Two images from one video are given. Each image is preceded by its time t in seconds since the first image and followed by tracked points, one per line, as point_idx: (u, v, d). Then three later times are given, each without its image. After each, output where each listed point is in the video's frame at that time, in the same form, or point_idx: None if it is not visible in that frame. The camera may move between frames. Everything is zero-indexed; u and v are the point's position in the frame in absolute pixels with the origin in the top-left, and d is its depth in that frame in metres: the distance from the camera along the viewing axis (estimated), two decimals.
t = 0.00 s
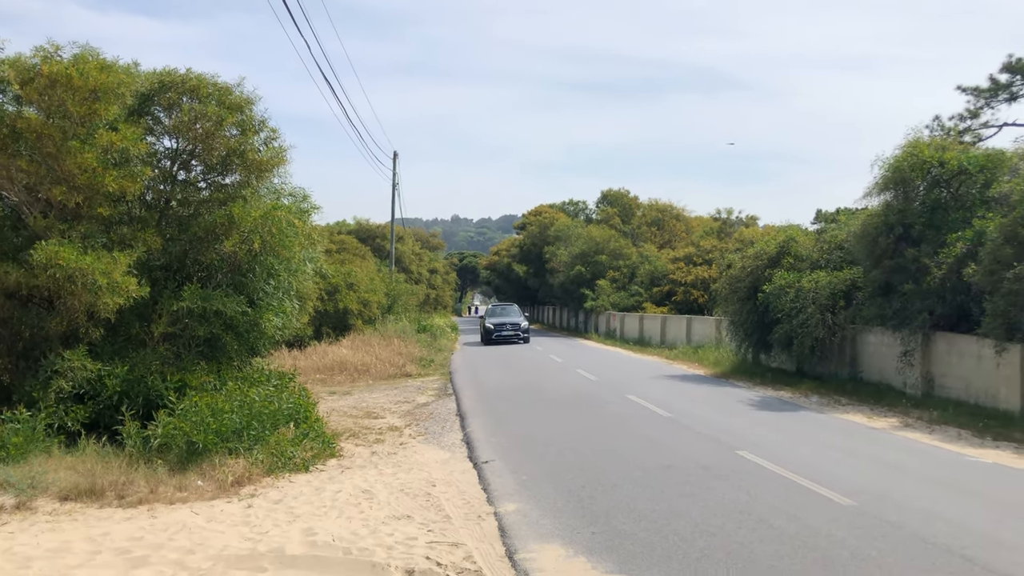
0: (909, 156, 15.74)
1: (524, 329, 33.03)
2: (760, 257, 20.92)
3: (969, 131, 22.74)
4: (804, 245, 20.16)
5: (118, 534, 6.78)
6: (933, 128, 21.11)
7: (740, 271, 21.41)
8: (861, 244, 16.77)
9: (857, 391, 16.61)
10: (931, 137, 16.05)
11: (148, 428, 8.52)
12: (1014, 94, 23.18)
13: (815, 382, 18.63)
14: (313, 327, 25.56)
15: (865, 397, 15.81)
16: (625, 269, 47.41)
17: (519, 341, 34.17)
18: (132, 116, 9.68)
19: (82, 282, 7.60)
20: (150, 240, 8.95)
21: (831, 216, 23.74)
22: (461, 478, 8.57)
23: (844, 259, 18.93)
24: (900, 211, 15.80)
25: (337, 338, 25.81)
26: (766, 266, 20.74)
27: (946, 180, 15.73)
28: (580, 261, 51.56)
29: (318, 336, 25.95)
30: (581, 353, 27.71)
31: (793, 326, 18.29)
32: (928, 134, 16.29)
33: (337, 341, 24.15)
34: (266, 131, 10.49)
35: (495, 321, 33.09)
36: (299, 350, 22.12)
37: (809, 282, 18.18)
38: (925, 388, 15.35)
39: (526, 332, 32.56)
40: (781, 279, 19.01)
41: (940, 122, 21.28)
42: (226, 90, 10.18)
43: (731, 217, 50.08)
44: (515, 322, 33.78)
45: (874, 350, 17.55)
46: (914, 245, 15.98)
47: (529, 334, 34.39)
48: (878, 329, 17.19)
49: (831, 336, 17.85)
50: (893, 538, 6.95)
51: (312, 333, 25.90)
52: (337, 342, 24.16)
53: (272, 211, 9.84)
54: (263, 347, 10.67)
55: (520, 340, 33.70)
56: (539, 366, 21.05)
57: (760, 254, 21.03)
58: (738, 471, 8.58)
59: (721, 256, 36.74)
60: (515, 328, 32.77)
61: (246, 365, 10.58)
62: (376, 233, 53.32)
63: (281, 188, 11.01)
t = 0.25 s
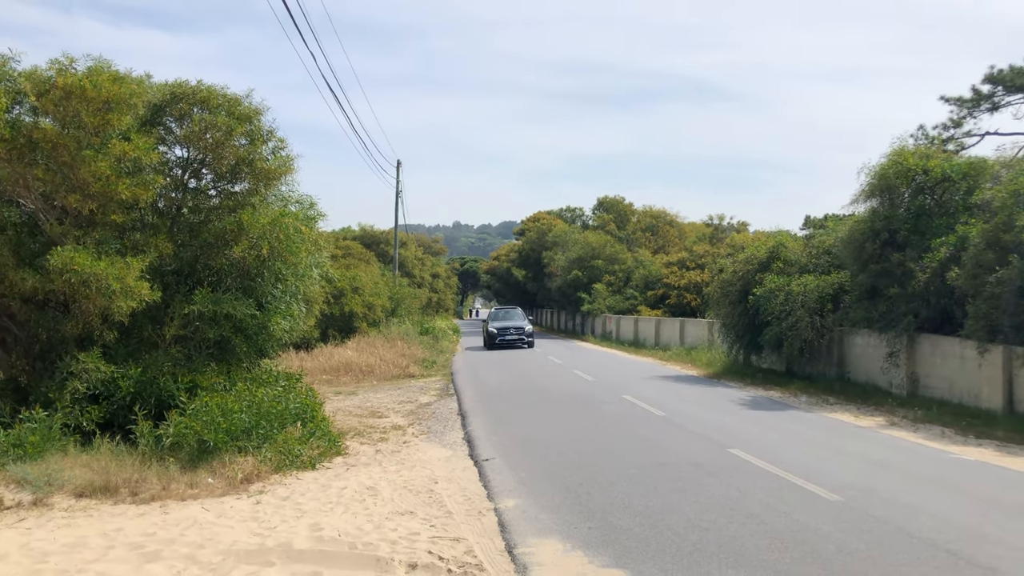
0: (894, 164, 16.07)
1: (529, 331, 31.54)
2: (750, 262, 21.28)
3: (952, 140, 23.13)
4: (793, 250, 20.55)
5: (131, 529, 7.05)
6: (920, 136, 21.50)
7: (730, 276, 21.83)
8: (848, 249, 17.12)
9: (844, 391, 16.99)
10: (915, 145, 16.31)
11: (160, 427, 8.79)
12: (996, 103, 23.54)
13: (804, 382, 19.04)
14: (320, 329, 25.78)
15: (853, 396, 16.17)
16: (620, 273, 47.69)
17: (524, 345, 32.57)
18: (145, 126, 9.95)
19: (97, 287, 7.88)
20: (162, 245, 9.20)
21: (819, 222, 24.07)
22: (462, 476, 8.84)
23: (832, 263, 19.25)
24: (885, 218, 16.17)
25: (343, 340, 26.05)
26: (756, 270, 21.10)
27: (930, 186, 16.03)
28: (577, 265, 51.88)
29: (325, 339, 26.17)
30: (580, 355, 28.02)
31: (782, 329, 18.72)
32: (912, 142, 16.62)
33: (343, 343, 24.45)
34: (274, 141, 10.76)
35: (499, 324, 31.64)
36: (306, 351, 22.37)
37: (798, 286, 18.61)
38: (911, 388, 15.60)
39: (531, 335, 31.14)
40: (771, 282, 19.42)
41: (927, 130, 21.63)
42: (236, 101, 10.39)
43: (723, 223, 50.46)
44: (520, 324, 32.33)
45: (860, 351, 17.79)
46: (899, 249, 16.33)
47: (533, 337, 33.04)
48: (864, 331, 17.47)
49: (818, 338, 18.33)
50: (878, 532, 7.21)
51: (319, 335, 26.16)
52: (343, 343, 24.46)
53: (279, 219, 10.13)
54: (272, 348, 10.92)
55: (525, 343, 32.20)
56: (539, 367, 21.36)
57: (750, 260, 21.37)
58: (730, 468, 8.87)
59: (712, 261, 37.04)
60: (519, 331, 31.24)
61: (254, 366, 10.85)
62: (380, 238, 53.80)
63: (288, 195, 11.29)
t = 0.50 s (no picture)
0: (880, 171, 16.39)
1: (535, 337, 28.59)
2: (742, 266, 21.64)
3: (937, 149, 23.54)
4: (783, 255, 20.92)
5: (144, 525, 7.31)
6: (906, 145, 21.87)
7: (723, 279, 22.20)
8: (837, 253, 17.43)
9: (833, 391, 17.31)
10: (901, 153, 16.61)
11: (171, 427, 9.06)
12: (979, 113, 23.93)
13: (794, 382, 19.41)
14: (326, 331, 26.00)
15: (841, 396, 16.48)
16: (617, 277, 48.08)
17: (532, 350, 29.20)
18: (156, 136, 10.23)
19: (110, 291, 8.15)
20: (173, 251, 9.47)
21: (808, 227, 24.41)
22: (464, 473, 9.11)
23: (821, 268, 19.57)
24: (872, 223, 16.50)
25: (348, 342, 26.28)
26: (747, 274, 21.46)
27: (916, 193, 16.36)
28: (575, 270, 52.18)
29: (330, 341, 26.36)
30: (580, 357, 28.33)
31: (773, 331, 19.08)
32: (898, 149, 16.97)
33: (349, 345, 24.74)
34: (281, 149, 11.03)
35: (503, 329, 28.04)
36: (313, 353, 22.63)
37: (789, 289, 19.00)
38: (896, 388, 15.94)
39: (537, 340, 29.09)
40: (763, 286, 19.83)
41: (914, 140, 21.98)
42: (246, 112, 10.67)
43: (716, 229, 50.85)
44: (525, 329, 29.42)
45: (848, 352, 18.19)
46: (886, 254, 16.66)
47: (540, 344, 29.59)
48: (852, 332, 17.85)
49: (808, 339, 18.69)
50: (866, 526, 7.47)
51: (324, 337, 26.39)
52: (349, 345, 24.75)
53: (287, 225, 10.42)
54: (280, 350, 11.21)
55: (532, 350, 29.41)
56: (539, 369, 21.65)
57: (742, 264, 21.74)
58: (723, 467, 9.14)
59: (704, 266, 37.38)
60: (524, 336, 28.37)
61: (263, 368, 11.12)
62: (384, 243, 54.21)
63: (296, 203, 11.60)
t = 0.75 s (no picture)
0: (870, 177, 16.66)
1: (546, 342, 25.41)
2: (736, 270, 21.90)
3: (926, 155, 23.87)
4: (776, 259, 21.23)
5: (154, 522, 7.52)
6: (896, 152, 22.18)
7: (717, 282, 22.47)
8: (828, 257, 17.69)
9: (824, 390, 17.55)
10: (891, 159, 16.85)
11: (181, 426, 9.27)
12: (966, 120, 24.24)
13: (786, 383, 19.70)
14: (331, 333, 26.19)
15: (833, 395, 16.73)
16: (614, 280, 48.40)
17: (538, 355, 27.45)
18: (166, 144, 10.47)
19: (121, 294, 8.38)
20: (182, 255, 9.70)
21: (801, 231, 24.69)
22: (465, 471, 9.33)
23: (812, 271, 19.83)
24: (863, 227, 16.76)
25: (353, 344, 26.47)
26: (741, 278, 21.73)
27: (906, 199, 16.62)
28: (573, 273, 52.42)
29: (335, 343, 26.51)
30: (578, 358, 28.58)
31: (767, 333, 19.37)
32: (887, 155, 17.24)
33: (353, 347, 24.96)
34: (287, 157, 11.28)
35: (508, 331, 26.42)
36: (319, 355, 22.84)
37: (782, 293, 19.33)
38: (887, 388, 16.18)
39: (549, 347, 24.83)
40: (756, 289, 20.14)
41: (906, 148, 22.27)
42: (253, 119, 10.95)
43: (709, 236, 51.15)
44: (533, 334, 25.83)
45: (840, 353, 18.44)
46: (877, 257, 16.92)
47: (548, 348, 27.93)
48: (843, 334, 18.10)
49: (801, 341, 18.97)
50: (856, 522, 7.68)
51: (329, 339, 26.57)
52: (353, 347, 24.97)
53: (294, 230, 10.65)
54: (286, 352, 11.45)
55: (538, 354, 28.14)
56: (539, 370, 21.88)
57: (736, 267, 22.01)
58: (718, 465, 9.36)
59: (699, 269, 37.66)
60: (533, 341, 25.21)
61: (269, 369, 11.36)
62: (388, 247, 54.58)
63: (302, 209, 11.87)
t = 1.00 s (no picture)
0: (864, 181, 16.85)
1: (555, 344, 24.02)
2: (732, 272, 22.09)
3: (919, 159, 24.09)
4: (772, 261, 21.46)
5: (162, 519, 7.68)
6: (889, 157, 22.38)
7: (714, 284, 22.66)
8: (823, 260, 17.86)
9: (819, 391, 17.73)
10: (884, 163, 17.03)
11: (188, 426, 9.45)
12: (959, 125, 24.44)
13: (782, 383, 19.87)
14: (335, 335, 26.37)
15: (827, 395, 16.91)
16: (613, 282, 48.63)
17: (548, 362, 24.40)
18: (173, 149, 10.67)
19: (130, 297, 8.56)
20: (190, 259, 9.88)
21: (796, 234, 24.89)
22: (467, 470, 9.49)
23: (807, 273, 20.02)
24: (857, 230, 16.97)
25: (358, 345, 26.63)
26: (737, 280, 21.90)
27: (899, 202, 16.80)
28: (573, 275, 52.61)
29: (339, 344, 26.66)
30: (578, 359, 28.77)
31: (763, 334, 19.59)
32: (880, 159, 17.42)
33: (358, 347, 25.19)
34: (292, 162, 11.47)
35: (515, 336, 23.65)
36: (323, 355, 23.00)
37: (778, 294, 19.53)
38: (881, 388, 16.36)
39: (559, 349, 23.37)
40: (752, 291, 20.35)
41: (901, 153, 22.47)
42: (258, 125, 11.15)
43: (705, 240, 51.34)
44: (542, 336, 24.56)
45: (835, 354, 18.64)
46: (871, 260, 17.10)
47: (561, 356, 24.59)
48: (837, 335, 18.31)
49: (797, 342, 19.17)
50: (851, 519, 7.83)
51: (333, 340, 26.73)
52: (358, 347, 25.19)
53: (299, 233, 10.82)
54: (291, 352, 11.63)
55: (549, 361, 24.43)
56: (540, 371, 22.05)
57: (732, 270, 22.20)
58: (716, 464, 9.52)
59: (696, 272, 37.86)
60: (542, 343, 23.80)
61: (275, 370, 11.54)
62: (391, 250, 54.80)
63: (307, 212, 12.04)
